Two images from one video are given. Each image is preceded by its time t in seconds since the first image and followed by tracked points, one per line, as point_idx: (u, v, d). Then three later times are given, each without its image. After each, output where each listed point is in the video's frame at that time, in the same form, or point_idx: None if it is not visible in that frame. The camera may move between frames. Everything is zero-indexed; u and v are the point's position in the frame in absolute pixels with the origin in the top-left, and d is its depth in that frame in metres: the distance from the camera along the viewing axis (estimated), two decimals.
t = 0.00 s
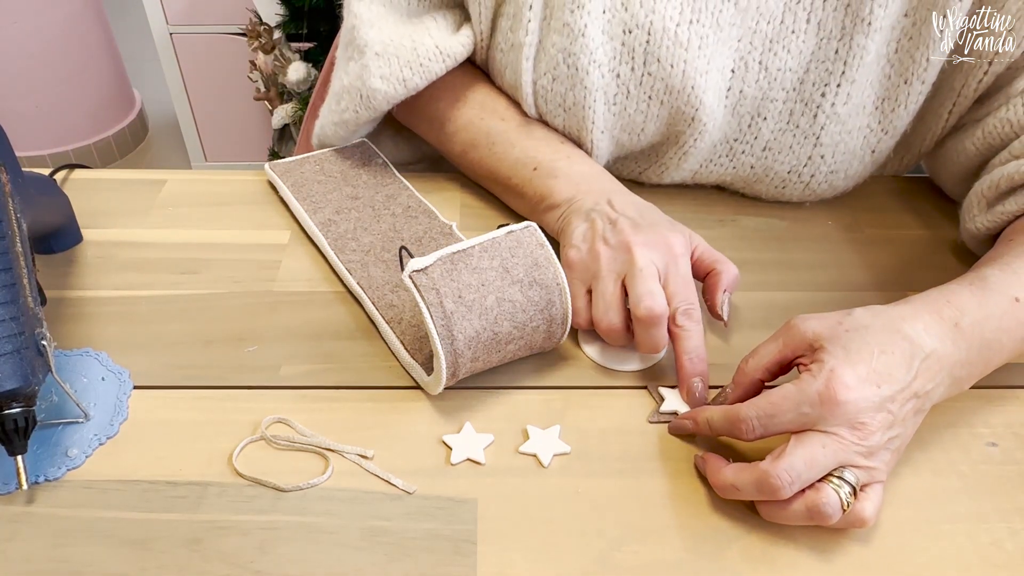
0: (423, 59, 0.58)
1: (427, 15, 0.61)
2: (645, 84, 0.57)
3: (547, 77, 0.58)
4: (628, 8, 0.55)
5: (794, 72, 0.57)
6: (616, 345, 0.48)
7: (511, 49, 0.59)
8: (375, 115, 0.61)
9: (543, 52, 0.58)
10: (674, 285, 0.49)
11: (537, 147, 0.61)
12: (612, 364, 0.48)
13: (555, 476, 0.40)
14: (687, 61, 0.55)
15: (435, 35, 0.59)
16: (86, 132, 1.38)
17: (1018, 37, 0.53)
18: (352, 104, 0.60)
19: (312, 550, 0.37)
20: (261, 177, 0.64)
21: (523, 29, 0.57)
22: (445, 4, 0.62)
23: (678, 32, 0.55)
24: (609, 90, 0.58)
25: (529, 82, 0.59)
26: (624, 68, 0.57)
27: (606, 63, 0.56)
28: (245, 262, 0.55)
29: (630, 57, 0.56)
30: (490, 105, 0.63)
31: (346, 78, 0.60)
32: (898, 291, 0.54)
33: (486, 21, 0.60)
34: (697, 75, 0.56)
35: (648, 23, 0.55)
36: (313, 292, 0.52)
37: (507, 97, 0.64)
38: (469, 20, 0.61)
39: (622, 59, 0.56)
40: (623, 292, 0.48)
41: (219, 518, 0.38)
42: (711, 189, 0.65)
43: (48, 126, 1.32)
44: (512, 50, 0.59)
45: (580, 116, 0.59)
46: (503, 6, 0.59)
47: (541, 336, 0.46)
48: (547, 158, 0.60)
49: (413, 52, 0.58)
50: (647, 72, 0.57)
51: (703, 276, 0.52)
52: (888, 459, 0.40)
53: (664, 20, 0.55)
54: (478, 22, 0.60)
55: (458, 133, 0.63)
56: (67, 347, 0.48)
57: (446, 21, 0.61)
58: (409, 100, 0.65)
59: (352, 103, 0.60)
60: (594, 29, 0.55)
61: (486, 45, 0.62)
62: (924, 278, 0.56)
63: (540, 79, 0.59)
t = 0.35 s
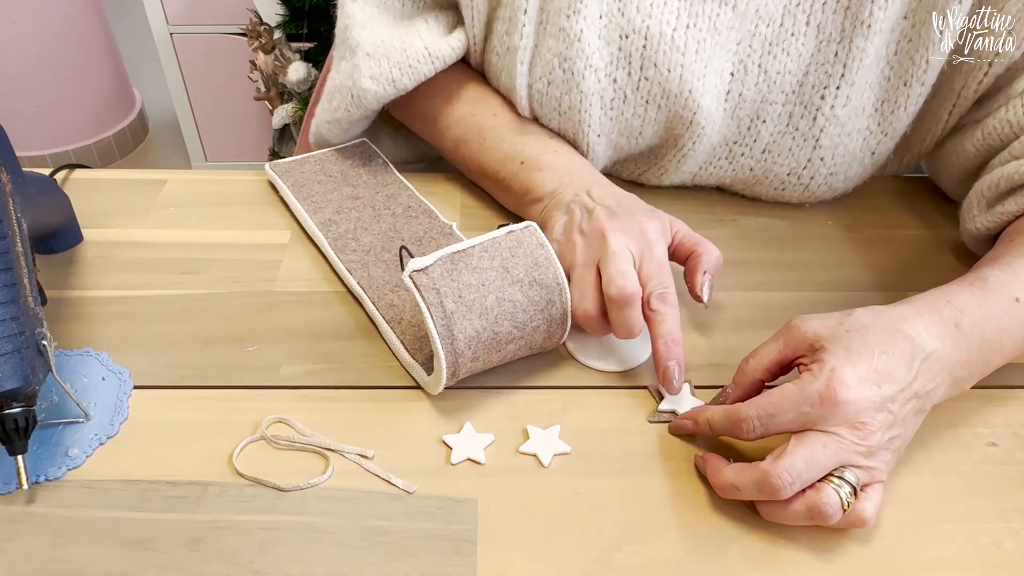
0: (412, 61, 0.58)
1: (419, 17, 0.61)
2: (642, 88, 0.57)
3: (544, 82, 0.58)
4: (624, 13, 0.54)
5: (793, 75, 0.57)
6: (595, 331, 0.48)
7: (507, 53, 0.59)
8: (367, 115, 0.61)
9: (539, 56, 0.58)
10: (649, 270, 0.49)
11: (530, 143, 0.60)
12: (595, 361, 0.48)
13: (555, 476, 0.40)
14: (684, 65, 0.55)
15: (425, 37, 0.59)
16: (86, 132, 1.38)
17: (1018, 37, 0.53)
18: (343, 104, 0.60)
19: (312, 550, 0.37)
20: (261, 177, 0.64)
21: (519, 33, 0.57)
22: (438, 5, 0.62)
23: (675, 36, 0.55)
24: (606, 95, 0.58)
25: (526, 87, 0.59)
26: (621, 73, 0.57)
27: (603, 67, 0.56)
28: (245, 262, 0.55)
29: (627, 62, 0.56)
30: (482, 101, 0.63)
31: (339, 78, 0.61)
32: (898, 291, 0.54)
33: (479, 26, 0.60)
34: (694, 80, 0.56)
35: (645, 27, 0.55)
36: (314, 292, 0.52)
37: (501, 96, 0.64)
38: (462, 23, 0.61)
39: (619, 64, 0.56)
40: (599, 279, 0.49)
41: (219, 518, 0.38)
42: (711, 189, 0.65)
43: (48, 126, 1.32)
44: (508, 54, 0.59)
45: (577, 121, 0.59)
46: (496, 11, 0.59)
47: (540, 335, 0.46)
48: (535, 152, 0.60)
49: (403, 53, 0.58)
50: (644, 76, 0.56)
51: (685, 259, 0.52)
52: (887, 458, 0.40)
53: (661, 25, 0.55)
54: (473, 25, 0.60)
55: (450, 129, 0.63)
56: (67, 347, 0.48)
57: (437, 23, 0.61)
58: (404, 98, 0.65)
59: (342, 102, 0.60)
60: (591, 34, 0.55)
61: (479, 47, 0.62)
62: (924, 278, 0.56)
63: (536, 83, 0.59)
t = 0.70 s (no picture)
0: (411, 63, 0.58)
1: (418, 20, 0.61)
2: (641, 90, 0.57)
3: (542, 84, 0.58)
4: (623, 15, 0.54)
5: (793, 77, 0.57)
6: (594, 339, 0.48)
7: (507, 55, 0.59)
8: (366, 118, 0.61)
9: (538, 59, 0.58)
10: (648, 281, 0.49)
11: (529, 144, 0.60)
12: (593, 363, 0.48)
13: (555, 476, 0.40)
14: (683, 67, 0.55)
15: (424, 40, 0.59)
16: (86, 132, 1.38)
17: (1018, 37, 0.53)
18: (343, 107, 0.60)
19: (312, 550, 0.37)
20: (261, 177, 0.64)
21: (517, 36, 0.57)
22: (437, 6, 0.62)
23: (674, 39, 0.55)
24: (605, 97, 0.58)
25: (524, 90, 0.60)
26: (620, 75, 0.57)
27: (602, 70, 0.56)
28: (245, 263, 0.55)
29: (626, 65, 0.56)
30: (481, 101, 0.63)
31: (338, 82, 0.60)
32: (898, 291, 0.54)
33: (478, 28, 0.60)
34: (692, 82, 0.56)
35: (643, 31, 0.55)
36: (314, 292, 0.52)
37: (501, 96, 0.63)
38: (461, 25, 0.62)
39: (618, 66, 0.56)
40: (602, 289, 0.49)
41: (219, 518, 0.38)
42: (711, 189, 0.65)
43: (48, 126, 1.32)
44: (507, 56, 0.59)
45: (576, 123, 0.59)
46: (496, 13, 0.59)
47: (540, 335, 0.46)
48: (535, 152, 0.60)
49: (402, 56, 0.58)
50: (643, 78, 0.56)
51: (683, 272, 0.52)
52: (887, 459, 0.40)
53: (660, 27, 0.55)
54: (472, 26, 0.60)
55: (449, 129, 0.63)
56: (67, 347, 0.48)
57: (436, 25, 0.61)
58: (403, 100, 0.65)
59: (342, 105, 0.60)
60: (589, 37, 0.55)
61: (478, 50, 0.62)
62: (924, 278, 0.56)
63: (535, 86, 0.59)
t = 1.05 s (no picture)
0: (407, 62, 0.58)
1: (414, 18, 0.61)
2: (636, 89, 0.57)
3: (538, 83, 0.59)
4: (618, 13, 0.55)
5: (790, 78, 0.57)
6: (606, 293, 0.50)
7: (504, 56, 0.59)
8: (363, 117, 0.61)
9: (533, 56, 0.58)
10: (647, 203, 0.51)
11: (528, 137, 0.60)
12: (592, 363, 0.48)
13: (555, 476, 0.40)
14: (678, 65, 0.56)
15: (419, 37, 0.59)
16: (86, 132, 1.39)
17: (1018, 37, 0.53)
18: (338, 105, 0.60)
19: (312, 550, 0.37)
20: (261, 177, 0.64)
21: (512, 33, 0.57)
22: (433, 5, 0.62)
23: (668, 38, 0.55)
24: (600, 94, 0.58)
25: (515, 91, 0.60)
26: (615, 74, 0.57)
27: (596, 67, 0.57)
28: (245, 263, 0.55)
29: (620, 64, 0.57)
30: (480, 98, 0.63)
31: (334, 79, 0.61)
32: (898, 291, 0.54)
33: (473, 27, 0.60)
34: (687, 81, 0.56)
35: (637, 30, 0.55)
36: (314, 292, 0.52)
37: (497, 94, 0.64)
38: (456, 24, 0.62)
39: (612, 65, 0.57)
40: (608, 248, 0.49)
41: (219, 518, 0.38)
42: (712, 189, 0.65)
43: (48, 126, 1.32)
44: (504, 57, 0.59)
45: (573, 123, 0.59)
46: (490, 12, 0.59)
47: (540, 335, 0.46)
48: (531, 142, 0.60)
49: (397, 54, 0.58)
50: (638, 76, 0.57)
51: (686, 228, 0.53)
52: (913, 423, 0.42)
53: (654, 26, 0.55)
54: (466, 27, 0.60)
55: (444, 120, 0.63)
56: (67, 347, 0.48)
57: (432, 23, 0.61)
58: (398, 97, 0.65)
59: (338, 104, 0.60)
60: (583, 36, 0.55)
61: (473, 49, 0.62)
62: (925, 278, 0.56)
63: (530, 84, 0.59)
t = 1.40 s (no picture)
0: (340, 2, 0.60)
1: None
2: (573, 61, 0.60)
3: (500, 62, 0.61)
4: None
5: (743, 56, 0.59)
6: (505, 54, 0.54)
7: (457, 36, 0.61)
8: (310, 43, 0.63)
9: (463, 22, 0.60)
10: (555, 56, 0.55)
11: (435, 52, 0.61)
12: (592, 363, 0.47)
13: (555, 476, 0.40)
14: (617, 41, 0.58)
15: None
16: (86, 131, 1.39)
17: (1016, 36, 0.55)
18: (284, 36, 0.62)
19: (312, 550, 0.37)
20: (261, 177, 0.64)
21: None
22: None
23: (611, 14, 0.58)
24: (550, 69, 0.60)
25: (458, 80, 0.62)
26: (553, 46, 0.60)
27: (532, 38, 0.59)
28: (245, 263, 0.55)
29: (560, 37, 0.59)
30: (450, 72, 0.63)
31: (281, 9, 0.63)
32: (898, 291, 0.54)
33: None
34: (628, 54, 0.59)
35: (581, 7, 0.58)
36: (314, 292, 0.52)
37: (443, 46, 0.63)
38: None
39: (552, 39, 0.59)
40: (528, 92, 0.54)
41: (219, 518, 0.38)
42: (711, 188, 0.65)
43: (48, 125, 1.32)
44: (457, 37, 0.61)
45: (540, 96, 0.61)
46: None
47: (540, 335, 0.46)
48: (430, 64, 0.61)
49: None
50: (576, 49, 0.59)
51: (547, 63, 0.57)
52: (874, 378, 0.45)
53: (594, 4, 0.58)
54: None
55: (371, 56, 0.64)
56: (67, 347, 0.48)
57: None
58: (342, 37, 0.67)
59: (284, 35, 0.62)
60: (519, 7, 0.58)
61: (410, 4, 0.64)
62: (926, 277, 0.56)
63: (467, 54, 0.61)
